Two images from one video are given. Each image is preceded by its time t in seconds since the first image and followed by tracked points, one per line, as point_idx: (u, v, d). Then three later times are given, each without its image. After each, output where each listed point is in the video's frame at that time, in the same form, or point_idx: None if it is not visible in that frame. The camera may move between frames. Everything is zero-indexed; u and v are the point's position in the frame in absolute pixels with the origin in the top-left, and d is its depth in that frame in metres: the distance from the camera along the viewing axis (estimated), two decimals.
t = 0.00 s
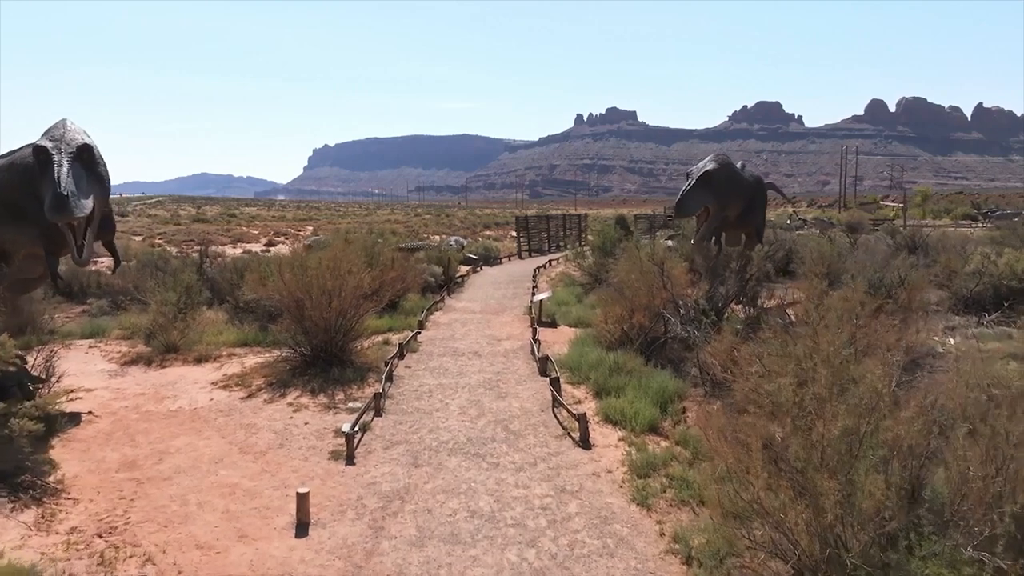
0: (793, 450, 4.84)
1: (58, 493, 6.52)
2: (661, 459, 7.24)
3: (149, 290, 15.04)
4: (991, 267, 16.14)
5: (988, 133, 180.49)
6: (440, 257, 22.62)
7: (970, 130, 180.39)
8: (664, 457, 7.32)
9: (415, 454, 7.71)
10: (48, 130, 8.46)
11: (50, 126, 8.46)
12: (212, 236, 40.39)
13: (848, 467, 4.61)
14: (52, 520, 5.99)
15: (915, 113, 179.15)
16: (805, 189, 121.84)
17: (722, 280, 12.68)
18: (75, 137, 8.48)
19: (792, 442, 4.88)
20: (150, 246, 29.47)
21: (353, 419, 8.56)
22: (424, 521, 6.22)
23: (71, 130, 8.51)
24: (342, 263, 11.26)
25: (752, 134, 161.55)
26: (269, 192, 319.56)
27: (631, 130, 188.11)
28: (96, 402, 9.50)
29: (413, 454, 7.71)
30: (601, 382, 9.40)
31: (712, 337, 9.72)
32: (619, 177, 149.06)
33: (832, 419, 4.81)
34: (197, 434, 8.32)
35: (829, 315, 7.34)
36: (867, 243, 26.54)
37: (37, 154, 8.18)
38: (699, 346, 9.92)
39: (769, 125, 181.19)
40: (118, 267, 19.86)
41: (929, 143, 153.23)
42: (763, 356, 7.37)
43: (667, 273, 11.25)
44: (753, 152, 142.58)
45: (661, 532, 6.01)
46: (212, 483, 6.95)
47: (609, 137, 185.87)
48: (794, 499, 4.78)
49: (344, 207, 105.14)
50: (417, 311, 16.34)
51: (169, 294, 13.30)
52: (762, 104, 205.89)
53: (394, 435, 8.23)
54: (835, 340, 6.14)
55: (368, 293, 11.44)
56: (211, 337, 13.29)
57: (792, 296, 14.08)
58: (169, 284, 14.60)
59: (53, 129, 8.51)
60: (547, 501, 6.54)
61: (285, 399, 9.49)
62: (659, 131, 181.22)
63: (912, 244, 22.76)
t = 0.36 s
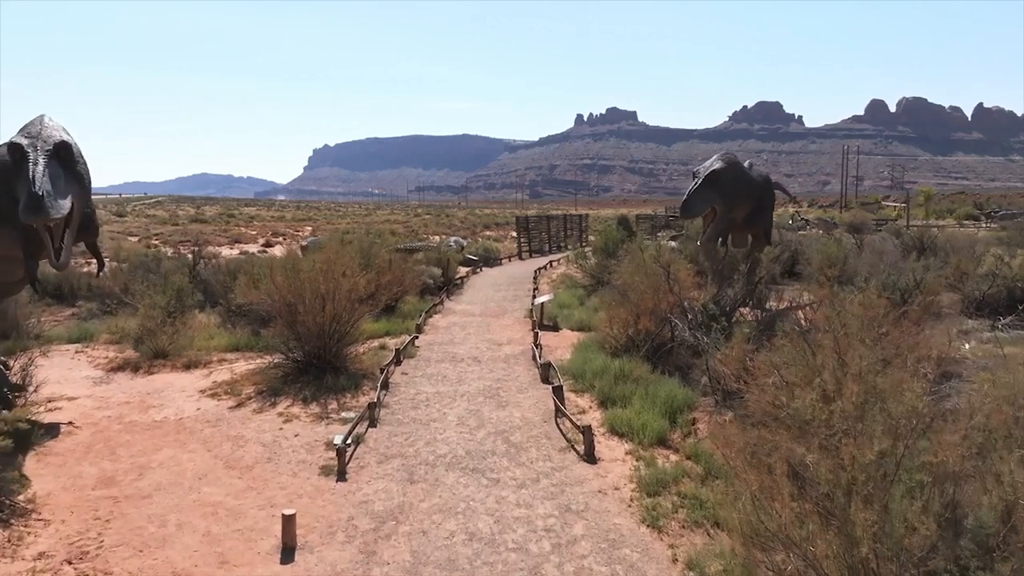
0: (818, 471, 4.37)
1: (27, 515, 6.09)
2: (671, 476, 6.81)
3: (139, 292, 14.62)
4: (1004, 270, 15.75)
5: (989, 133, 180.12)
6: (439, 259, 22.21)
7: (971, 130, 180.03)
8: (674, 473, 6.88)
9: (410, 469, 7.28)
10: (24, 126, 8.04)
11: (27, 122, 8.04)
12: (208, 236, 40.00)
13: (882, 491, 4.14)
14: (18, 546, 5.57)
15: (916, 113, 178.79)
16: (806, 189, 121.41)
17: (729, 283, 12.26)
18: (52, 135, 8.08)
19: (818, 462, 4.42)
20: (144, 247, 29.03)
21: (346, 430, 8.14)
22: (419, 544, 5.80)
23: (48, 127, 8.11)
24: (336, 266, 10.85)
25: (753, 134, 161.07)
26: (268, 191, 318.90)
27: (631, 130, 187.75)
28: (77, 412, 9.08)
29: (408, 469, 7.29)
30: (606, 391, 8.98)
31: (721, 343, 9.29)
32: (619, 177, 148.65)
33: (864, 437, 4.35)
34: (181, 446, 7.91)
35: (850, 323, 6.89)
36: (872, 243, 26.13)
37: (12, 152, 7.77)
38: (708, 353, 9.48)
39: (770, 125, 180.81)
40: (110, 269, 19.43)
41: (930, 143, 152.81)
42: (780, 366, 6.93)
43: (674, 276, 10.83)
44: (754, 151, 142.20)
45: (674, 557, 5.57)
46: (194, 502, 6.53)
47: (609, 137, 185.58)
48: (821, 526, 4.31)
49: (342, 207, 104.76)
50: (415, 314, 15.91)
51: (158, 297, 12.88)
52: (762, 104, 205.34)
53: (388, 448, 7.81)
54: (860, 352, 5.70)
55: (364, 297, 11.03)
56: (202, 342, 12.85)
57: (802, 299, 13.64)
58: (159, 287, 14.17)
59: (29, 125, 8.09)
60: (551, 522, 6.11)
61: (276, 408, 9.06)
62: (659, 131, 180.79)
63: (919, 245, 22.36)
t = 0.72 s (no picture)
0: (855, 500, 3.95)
1: None
2: (683, 494, 6.38)
3: (128, 295, 14.18)
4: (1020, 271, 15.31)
5: (990, 133, 179.68)
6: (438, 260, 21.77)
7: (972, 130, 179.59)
8: (687, 491, 6.45)
9: (405, 486, 6.84)
10: None
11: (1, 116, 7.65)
12: (205, 237, 39.59)
13: (926, 521, 3.72)
14: None
15: (917, 113, 178.45)
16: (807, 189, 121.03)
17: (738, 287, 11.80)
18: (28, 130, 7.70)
19: (853, 488, 3.99)
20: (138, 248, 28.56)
21: (337, 444, 7.71)
22: (413, 572, 5.36)
23: (24, 122, 7.73)
24: (329, 269, 10.42)
25: (753, 134, 160.64)
26: (268, 192, 318.49)
27: (631, 130, 187.47)
28: (56, 422, 8.65)
29: (402, 486, 6.85)
30: (612, 401, 8.55)
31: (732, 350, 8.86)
32: (620, 177, 148.22)
33: (904, 461, 3.92)
34: (163, 460, 7.47)
35: (874, 331, 6.46)
36: (878, 244, 25.73)
37: None
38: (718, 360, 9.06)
39: (770, 125, 180.42)
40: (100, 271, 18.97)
41: (931, 142, 152.38)
42: (799, 377, 6.51)
43: (681, 279, 10.40)
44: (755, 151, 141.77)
45: None
46: (172, 523, 6.09)
47: (609, 138, 185.31)
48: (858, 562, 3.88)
49: (342, 207, 104.39)
50: (413, 318, 15.46)
51: (146, 301, 12.44)
52: (763, 104, 205.29)
53: (382, 463, 7.38)
54: (891, 365, 5.27)
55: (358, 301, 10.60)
56: (191, 348, 12.41)
57: (812, 302, 13.19)
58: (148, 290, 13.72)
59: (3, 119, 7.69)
60: (555, 547, 5.68)
61: (265, 419, 8.62)
62: (660, 131, 180.52)
63: (928, 245, 21.96)
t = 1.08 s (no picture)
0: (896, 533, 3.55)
1: None
2: (696, 513, 5.97)
3: (117, 298, 13.77)
4: None
5: (991, 133, 179.31)
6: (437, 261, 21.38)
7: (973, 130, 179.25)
8: (700, 509, 6.05)
9: (399, 504, 6.43)
10: None
11: None
12: (202, 237, 39.23)
13: (976, 557, 3.33)
14: None
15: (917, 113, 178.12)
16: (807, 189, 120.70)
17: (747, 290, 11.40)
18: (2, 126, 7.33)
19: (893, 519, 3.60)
20: (132, 249, 28.16)
21: (328, 457, 7.31)
22: None
23: None
24: (322, 272, 10.01)
25: (754, 134, 160.21)
26: (268, 192, 318.79)
27: (631, 130, 187.13)
28: (35, 433, 8.25)
29: (396, 503, 6.44)
30: (618, 410, 8.15)
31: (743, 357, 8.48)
32: (620, 176, 147.87)
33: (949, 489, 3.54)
34: (144, 475, 7.07)
35: (900, 340, 6.07)
36: (883, 244, 25.37)
37: None
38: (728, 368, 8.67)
39: (770, 125, 180.08)
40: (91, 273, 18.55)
41: (931, 142, 152.03)
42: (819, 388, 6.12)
43: (688, 282, 10.00)
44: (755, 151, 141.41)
45: None
46: (149, 545, 5.69)
47: (609, 137, 185.01)
48: None
49: (341, 207, 104.07)
50: (411, 321, 15.05)
51: (134, 304, 12.03)
52: (763, 104, 204.92)
53: (375, 478, 6.98)
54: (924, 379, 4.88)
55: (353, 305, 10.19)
56: (181, 353, 11.99)
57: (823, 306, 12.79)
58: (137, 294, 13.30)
59: None
60: (559, 573, 5.27)
61: (253, 429, 8.21)
62: (660, 131, 180.20)
63: (936, 245, 21.60)
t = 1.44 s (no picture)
0: None
1: None
2: (712, 537, 5.52)
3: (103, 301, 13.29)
4: None
5: (992, 132, 178.82)
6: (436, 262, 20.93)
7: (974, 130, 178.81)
8: (716, 532, 5.60)
9: (391, 526, 5.98)
10: None
11: None
12: (199, 238, 38.82)
13: None
14: None
15: (918, 113, 177.71)
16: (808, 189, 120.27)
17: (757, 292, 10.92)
18: None
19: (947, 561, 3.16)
20: (126, 250, 27.74)
21: (317, 474, 6.86)
22: None
23: None
24: (313, 276, 9.56)
25: (755, 134, 159.75)
26: (268, 192, 318.48)
27: (631, 130, 186.76)
28: (7, 446, 7.79)
29: (387, 525, 5.98)
30: (624, 422, 7.71)
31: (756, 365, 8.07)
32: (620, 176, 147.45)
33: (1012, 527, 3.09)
34: (120, 493, 6.61)
35: (931, 353, 5.66)
36: (891, 245, 24.95)
37: None
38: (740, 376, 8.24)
39: (771, 125, 179.71)
40: (80, 275, 18.07)
41: (933, 142, 151.57)
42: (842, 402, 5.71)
43: (697, 285, 9.55)
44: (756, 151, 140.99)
45: None
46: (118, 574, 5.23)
47: (609, 138, 184.72)
48: None
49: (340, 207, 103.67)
50: (408, 324, 14.58)
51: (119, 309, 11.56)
52: (763, 105, 204.78)
53: (367, 496, 6.52)
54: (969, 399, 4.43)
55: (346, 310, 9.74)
56: (168, 359, 11.53)
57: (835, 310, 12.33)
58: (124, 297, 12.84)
59: None
60: None
61: (238, 442, 7.75)
62: (660, 131, 179.85)
63: (946, 246, 21.17)
